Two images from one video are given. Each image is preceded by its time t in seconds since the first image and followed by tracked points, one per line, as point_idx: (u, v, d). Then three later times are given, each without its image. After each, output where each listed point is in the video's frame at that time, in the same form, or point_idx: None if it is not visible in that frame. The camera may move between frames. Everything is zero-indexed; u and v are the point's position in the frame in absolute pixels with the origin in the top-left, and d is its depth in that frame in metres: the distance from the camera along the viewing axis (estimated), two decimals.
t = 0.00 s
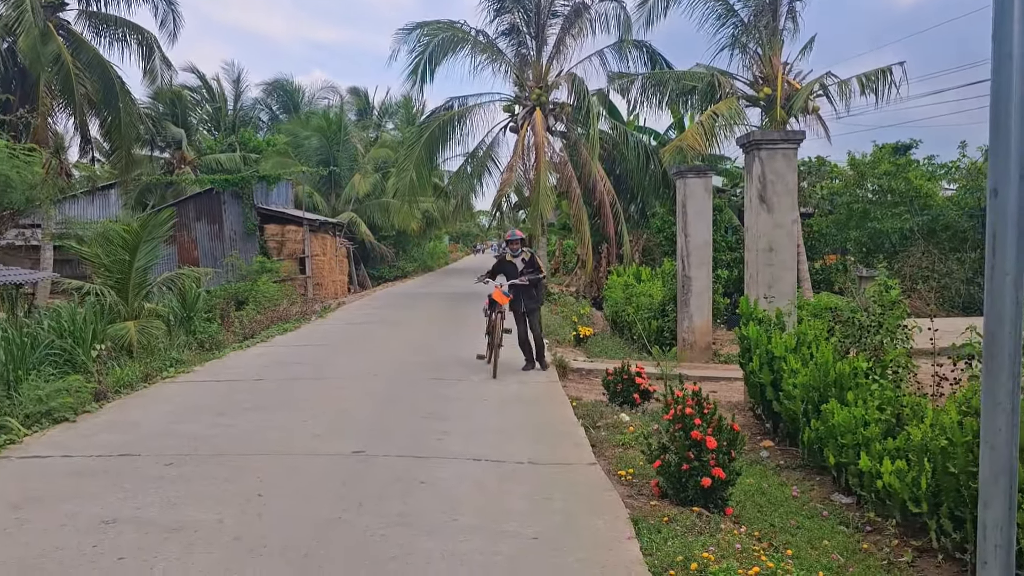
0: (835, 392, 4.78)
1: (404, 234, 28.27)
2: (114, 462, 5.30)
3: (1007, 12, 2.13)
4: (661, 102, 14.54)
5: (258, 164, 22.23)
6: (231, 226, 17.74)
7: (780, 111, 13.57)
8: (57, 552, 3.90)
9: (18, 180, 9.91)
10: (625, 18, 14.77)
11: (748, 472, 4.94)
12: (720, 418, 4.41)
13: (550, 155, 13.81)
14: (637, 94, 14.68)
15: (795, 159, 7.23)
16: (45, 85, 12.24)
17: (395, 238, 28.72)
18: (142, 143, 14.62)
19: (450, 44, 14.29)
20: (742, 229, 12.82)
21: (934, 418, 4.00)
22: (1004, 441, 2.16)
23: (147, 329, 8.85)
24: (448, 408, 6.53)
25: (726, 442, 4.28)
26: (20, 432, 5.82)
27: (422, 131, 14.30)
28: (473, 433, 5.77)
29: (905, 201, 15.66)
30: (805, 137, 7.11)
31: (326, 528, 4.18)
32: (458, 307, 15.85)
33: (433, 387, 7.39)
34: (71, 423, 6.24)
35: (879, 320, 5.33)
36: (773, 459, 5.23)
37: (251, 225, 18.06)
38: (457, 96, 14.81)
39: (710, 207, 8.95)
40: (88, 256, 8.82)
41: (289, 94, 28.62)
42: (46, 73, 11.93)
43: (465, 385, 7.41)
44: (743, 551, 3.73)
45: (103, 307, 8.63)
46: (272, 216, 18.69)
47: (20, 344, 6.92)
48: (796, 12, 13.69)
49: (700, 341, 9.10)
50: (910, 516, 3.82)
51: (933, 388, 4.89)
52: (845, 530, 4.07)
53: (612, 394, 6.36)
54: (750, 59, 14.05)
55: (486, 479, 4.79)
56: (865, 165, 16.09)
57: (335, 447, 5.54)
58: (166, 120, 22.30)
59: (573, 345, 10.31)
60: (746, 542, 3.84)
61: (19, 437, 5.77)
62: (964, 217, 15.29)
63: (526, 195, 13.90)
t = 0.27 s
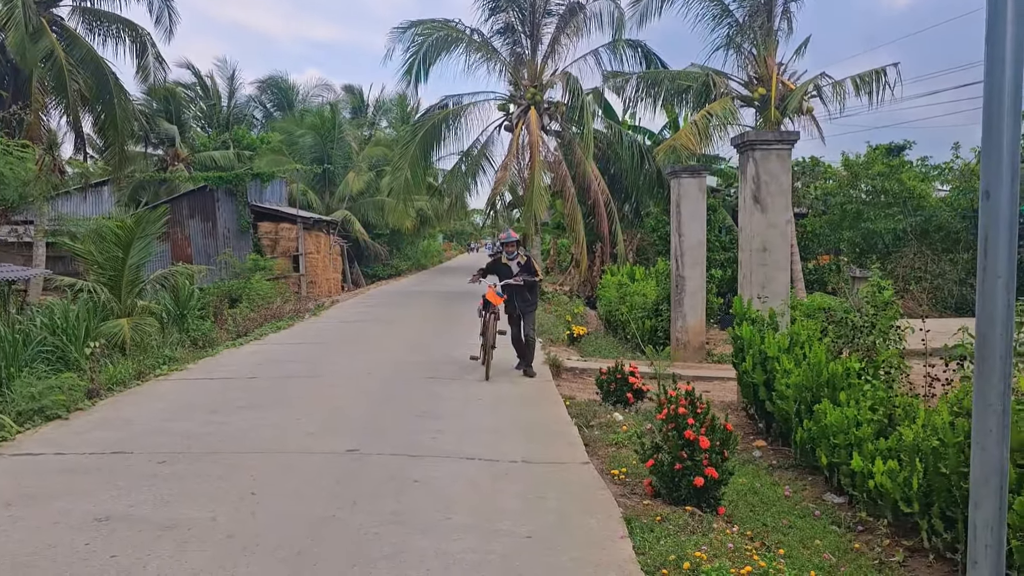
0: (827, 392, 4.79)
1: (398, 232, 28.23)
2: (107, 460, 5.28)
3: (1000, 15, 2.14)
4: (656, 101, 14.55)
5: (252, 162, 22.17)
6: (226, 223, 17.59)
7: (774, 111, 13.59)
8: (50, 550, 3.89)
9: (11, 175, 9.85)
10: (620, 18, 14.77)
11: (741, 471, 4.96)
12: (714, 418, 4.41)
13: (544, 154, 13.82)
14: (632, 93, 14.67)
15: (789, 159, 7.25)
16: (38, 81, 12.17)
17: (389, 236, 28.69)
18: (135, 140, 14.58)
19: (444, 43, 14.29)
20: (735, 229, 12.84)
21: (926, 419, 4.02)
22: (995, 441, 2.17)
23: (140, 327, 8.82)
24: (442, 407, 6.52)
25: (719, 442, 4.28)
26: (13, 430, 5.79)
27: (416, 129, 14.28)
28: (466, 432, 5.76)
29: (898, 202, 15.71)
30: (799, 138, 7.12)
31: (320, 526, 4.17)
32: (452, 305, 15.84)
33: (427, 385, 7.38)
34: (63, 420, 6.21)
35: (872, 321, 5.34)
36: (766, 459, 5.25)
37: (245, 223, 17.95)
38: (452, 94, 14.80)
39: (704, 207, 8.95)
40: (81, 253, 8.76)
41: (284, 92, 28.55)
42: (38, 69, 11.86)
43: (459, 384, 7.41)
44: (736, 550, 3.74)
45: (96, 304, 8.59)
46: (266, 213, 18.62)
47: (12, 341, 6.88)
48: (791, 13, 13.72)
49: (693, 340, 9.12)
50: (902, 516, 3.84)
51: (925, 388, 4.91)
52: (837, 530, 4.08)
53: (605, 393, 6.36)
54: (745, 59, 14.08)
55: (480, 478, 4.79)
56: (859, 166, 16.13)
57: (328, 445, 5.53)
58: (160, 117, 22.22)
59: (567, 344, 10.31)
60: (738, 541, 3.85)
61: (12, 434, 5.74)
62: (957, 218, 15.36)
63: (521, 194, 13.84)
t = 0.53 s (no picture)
0: (824, 393, 4.80)
1: (396, 232, 28.22)
2: (104, 460, 5.27)
3: (997, 19, 2.15)
4: (654, 102, 14.56)
5: (250, 162, 22.15)
6: (223, 223, 17.67)
7: (772, 113, 13.60)
8: (47, 550, 3.89)
9: (9, 175, 9.83)
10: (618, 18, 14.78)
11: (738, 472, 4.96)
12: (711, 419, 4.42)
13: (542, 155, 13.84)
14: (630, 94, 14.67)
15: (787, 160, 7.25)
16: (35, 80, 12.15)
17: (387, 237, 28.69)
18: (133, 139, 14.56)
19: (442, 44, 14.30)
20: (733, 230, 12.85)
21: (923, 420, 4.03)
22: (990, 442, 2.18)
23: (138, 326, 8.81)
24: (440, 408, 6.52)
25: (716, 443, 4.29)
26: (10, 430, 5.78)
27: (414, 130, 14.27)
28: (464, 433, 5.76)
29: (895, 203, 15.73)
30: (797, 139, 7.13)
31: (317, 526, 4.17)
32: (449, 306, 15.84)
33: (424, 386, 7.37)
34: (60, 420, 6.21)
35: (869, 322, 5.36)
36: (763, 460, 5.25)
37: (242, 223, 17.83)
38: (450, 95, 14.80)
39: (702, 208, 8.96)
40: (79, 253, 8.74)
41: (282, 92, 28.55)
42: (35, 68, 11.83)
43: (457, 385, 7.41)
44: (733, 551, 3.75)
45: (94, 304, 8.58)
46: (264, 214, 18.60)
47: (9, 341, 6.88)
48: (789, 14, 13.73)
49: (691, 341, 9.12)
50: (898, 517, 3.85)
51: (921, 389, 4.92)
52: (834, 531, 4.09)
53: (603, 394, 6.37)
54: (743, 61, 14.09)
55: (477, 479, 4.79)
56: (857, 167, 16.15)
57: (326, 446, 5.53)
58: (158, 117, 22.19)
59: (564, 345, 10.31)
60: (735, 542, 3.86)
61: (9, 434, 5.74)
62: (954, 220, 15.39)
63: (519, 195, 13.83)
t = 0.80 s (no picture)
0: (824, 393, 4.80)
1: (396, 233, 28.24)
2: (105, 460, 5.28)
3: (996, 19, 2.15)
4: (654, 103, 14.56)
5: (251, 162, 22.16)
6: (223, 223, 17.68)
7: (772, 113, 13.60)
8: (48, 550, 3.90)
9: (9, 175, 9.84)
10: (618, 19, 14.78)
11: (738, 473, 4.97)
12: (711, 418, 4.42)
13: (543, 155, 13.87)
14: (630, 94, 14.66)
15: (787, 161, 7.25)
16: (35, 81, 12.15)
17: (388, 237, 28.70)
18: (134, 139, 14.59)
19: (442, 44, 14.30)
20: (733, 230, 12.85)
21: (923, 420, 4.03)
22: (989, 442, 2.19)
23: (138, 327, 8.81)
24: (440, 408, 6.53)
25: (717, 442, 4.29)
26: (11, 430, 5.79)
27: (414, 130, 14.28)
28: (464, 433, 5.76)
29: (895, 203, 15.72)
30: (797, 140, 7.14)
31: (318, 526, 4.18)
32: (449, 306, 15.85)
33: (425, 386, 7.38)
34: (61, 421, 6.22)
35: (869, 322, 5.36)
36: (763, 460, 5.26)
37: (242, 223, 17.92)
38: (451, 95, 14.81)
39: (702, 208, 8.97)
40: (79, 253, 8.74)
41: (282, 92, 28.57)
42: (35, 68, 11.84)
43: (457, 385, 7.41)
44: (733, 550, 3.75)
45: (94, 304, 8.58)
46: (264, 214, 18.60)
47: (10, 341, 6.89)
48: (789, 15, 13.73)
49: (691, 342, 9.13)
50: (898, 517, 3.85)
51: (921, 390, 4.92)
52: (834, 531, 4.10)
53: (603, 394, 6.37)
54: (743, 61, 14.09)
55: (478, 479, 4.80)
56: (857, 168, 16.15)
57: (326, 446, 5.53)
58: (158, 118, 22.21)
59: (565, 345, 10.33)
60: (735, 542, 3.86)
61: (9, 434, 5.74)
62: (954, 220, 15.39)
63: (519, 196, 13.83)
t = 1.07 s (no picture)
0: (826, 392, 4.80)
1: (398, 232, 28.26)
2: (107, 460, 5.29)
3: (996, 18, 2.15)
4: (655, 102, 14.56)
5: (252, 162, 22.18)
6: (225, 223, 17.57)
7: (774, 112, 13.60)
8: (51, 550, 3.91)
9: (11, 175, 9.85)
10: (619, 18, 14.77)
11: (740, 471, 4.97)
12: (713, 418, 4.42)
13: (543, 154, 13.82)
14: (632, 93, 14.65)
15: (788, 160, 7.26)
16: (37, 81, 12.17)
17: (389, 236, 28.72)
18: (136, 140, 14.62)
19: (443, 44, 14.30)
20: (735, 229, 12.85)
21: (925, 419, 4.03)
22: (990, 440, 2.19)
23: (140, 327, 8.82)
24: (442, 408, 6.52)
25: (718, 441, 4.29)
26: (14, 430, 5.80)
27: (416, 130, 14.28)
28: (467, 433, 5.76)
29: (897, 202, 15.71)
30: (798, 139, 7.13)
31: (320, 525, 4.19)
32: (451, 305, 15.86)
33: (426, 386, 7.38)
34: (63, 421, 6.23)
35: (871, 321, 5.36)
36: (765, 459, 5.26)
37: (245, 223, 17.97)
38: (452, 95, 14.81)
39: (704, 207, 8.97)
40: (81, 254, 8.74)
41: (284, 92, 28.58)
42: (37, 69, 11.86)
43: (459, 384, 7.41)
44: (734, 549, 3.75)
45: (96, 304, 8.58)
46: (266, 213, 18.60)
47: (12, 342, 6.89)
48: (790, 14, 13.73)
49: (693, 341, 9.13)
50: (900, 516, 3.85)
51: (923, 388, 4.91)
52: (836, 530, 4.10)
53: (605, 393, 6.37)
54: (744, 60, 14.09)
55: (479, 478, 4.81)
56: (858, 167, 16.13)
57: (328, 446, 5.54)
58: (160, 118, 22.24)
59: (567, 345, 10.33)
60: (737, 540, 3.86)
61: (12, 434, 5.76)
62: (956, 218, 15.38)
63: (520, 195, 13.81)
